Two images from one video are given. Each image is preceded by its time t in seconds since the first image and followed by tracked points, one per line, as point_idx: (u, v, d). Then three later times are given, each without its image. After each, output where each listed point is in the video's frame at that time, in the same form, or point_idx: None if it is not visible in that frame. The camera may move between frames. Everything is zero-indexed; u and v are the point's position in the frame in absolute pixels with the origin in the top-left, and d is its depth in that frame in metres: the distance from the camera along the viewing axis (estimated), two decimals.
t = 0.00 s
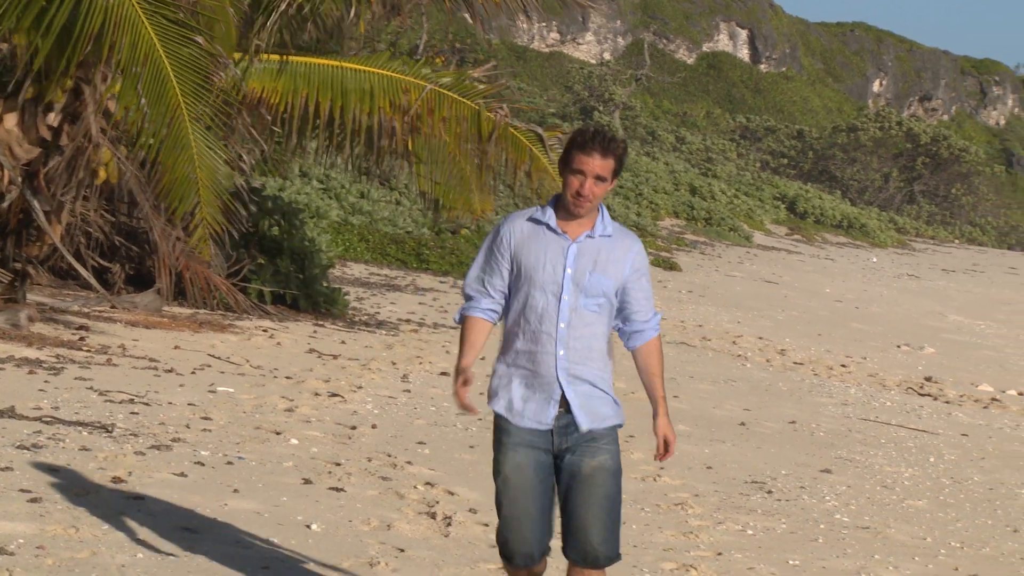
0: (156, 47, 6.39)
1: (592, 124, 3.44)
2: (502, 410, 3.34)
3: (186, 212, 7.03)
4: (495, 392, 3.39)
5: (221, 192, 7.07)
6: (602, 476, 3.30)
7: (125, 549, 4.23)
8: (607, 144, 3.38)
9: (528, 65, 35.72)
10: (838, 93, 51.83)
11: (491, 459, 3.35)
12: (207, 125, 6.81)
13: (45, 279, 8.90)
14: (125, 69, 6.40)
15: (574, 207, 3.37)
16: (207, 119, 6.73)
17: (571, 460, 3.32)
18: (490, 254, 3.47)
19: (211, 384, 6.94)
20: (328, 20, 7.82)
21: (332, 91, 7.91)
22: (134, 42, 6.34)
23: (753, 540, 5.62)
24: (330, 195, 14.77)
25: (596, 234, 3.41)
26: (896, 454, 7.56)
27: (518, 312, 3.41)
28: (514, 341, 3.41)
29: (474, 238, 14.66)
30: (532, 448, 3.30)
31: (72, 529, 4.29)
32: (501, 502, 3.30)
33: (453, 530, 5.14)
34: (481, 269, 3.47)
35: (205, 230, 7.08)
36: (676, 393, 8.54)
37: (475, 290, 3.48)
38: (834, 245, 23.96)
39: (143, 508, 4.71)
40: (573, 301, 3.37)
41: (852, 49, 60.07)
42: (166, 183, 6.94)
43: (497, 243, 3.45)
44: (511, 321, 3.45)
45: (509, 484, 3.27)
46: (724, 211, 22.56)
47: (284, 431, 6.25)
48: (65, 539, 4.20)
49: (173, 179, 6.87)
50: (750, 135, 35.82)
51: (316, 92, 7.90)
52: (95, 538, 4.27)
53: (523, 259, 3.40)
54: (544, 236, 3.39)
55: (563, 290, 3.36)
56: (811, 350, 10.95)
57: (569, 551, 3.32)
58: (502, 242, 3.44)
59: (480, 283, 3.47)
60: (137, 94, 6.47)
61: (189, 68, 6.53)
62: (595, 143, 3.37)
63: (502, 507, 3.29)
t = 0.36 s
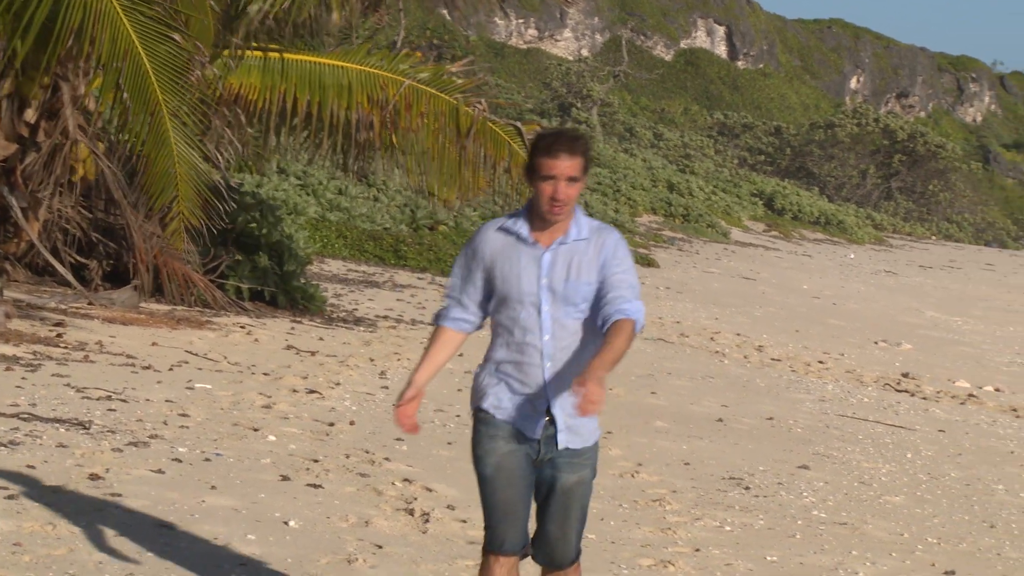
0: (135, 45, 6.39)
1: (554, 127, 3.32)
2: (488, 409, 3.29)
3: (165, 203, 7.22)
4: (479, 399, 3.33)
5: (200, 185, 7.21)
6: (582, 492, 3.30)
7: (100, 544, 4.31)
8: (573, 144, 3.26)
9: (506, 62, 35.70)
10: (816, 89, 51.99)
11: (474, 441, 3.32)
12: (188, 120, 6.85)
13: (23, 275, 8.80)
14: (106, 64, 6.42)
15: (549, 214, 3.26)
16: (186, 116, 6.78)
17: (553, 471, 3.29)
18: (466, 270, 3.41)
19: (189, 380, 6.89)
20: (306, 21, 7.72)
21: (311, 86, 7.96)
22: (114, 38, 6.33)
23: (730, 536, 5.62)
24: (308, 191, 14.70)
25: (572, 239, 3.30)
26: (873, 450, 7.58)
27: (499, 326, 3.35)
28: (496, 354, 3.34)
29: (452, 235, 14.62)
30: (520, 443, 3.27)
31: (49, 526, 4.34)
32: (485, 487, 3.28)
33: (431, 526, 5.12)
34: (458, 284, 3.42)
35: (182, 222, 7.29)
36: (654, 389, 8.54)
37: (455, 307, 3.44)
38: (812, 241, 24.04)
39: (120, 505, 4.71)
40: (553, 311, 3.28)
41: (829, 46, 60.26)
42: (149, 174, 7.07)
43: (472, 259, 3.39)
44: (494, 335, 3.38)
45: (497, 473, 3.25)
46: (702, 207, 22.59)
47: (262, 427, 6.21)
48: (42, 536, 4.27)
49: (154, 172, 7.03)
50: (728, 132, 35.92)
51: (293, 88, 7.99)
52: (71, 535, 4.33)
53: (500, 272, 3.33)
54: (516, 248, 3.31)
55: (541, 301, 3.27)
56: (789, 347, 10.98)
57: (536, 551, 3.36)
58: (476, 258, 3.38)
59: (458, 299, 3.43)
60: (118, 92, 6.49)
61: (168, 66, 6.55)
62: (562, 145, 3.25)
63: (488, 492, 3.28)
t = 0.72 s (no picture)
0: (115, 42, 6.30)
1: (483, 111, 3.29)
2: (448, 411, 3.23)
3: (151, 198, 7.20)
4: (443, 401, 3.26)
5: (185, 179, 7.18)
6: (557, 477, 3.22)
7: (79, 542, 4.28)
8: (509, 124, 3.23)
9: (485, 59, 35.62)
10: (795, 86, 52.12)
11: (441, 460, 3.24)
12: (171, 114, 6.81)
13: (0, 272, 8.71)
14: (86, 61, 6.33)
15: (498, 198, 3.19)
16: (168, 111, 6.69)
17: (524, 461, 3.22)
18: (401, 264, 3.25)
19: (168, 378, 6.84)
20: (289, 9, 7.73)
21: (290, 80, 7.85)
22: (94, 35, 6.23)
23: (710, 532, 5.61)
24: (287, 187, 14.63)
25: (523, 221, 3.24)
26: (852, 446, 7.60)
27: (456, 322, 3.25)
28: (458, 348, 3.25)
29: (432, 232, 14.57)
30: (486, 450, 3.20)
31: (28, 524, 4.32)
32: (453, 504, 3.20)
33: (411, 523, 5.10)
34: (386, 270, 3.25)
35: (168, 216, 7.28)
36: (634, 385, 8.54)
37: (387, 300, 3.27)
38: (791, 238, 24.10)
39: (99, 502, 4.68)
40: (516, 299, 3.21)
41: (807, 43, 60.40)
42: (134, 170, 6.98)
43: (409, 250, 3.25)
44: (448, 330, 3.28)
45: (465, 485, 3.18)
46: (681, 205, 22.62)
47: (242, 425, 6.17)
48: (21, 534, 4.24)
49: (138, 168, 6.98)
50: (707, 129, 35.97)
51: (274, 83, 7.88)
52: (50, 532, 4.31)
53: (453, 264, 3.22)
54: (467, 238, 3.21)
55: (503, 290, 3.19)
56: (768, 343, 10.99)
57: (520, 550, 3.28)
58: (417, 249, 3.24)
59: (386, 290, 3.25)
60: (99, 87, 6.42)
61: (150, 62, 6.47)
62: (499, 126, 3.21)
63: (457, 512, 3.20)
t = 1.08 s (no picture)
0: (95, 38, 6.43)
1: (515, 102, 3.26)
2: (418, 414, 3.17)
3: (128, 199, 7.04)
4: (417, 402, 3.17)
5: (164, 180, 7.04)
6: (521, 483, 3.14)
7: (59, 540, 4.25)
8: (535, 120, 3.20)
9: (467, 56, 35.53)
10: (776, 84, 52.20)
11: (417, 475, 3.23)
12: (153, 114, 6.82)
13: None
14: (67, 58, 6.48)
15: (510, 189, 3.14)
16: (149, 111, 6.73)
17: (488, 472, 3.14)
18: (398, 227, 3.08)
19: (149, 375, 6.79)
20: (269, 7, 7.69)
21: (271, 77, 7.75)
22: (75, 32, 6.40)
23: (691, 530, 5.61)
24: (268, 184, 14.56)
25: (523, 221, 3.23)
26: (834, 444, 7.61)
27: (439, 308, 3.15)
28: (440, 340, 3.15)
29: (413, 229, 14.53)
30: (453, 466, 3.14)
31: (7, 522, 4.28)
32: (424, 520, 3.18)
33: (392, 521, 5.07)
34: (382, 225, 3.06)
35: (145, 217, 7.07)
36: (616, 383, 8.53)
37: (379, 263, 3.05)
38: (772, 236, 24.15)
39: (80, 499, 4.65)
40: (507, 297, 3.16)
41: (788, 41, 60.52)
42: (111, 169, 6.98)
43: (407, 216, 3.10)
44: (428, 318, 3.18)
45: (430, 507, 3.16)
46: (663, 202, 22.63)
47: (224, 422, 6.13)
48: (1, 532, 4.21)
49: (116, 167, 6.89)
50: (688, 126, 36.01)
51: (254, 78, 7.75)
52: (30, 530, 4.27)
53: (450, 250, 3.13)
54: (471, 223, 3.15)
55: (498, 286, 3.14)
56: (750, 341, 11.00)
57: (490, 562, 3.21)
58: (416, 220, 3.10)
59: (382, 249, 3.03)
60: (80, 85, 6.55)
61: (131, 60, 6.59)
62: (523, 118, 3.17)
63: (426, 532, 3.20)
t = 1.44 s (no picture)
0: (78, 36, 6.59)
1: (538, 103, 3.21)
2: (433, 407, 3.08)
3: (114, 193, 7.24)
4: (432, 398, 3.09)
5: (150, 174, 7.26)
6: (530, 497, 3.16)
7: (38, 540, 4.22)
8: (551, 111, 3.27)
9: (446, 54, 35.42)
10: (755, 82, 52.27)
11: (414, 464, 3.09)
12: (136, 109, 6.98)
13: None
14: (52, 54, 6.64)
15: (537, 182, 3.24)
16: (133, 106, 6.89)
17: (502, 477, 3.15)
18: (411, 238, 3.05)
19: (128, 373, 6.74)
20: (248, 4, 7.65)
21: (251, 74, 7.73)
22: (58, 28, 6.55)
23: (670, 528, 5.60)
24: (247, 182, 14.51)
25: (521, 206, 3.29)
26: (812, 442, 7.62)
27: (457, 306, 3.12)
28: (458, 337, 3.13)
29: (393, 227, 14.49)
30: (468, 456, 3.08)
31: None
32: (430, 512, 3.04)
33: (372, 519, 5.05)
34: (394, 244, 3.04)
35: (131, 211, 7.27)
36: (595, 381, 8.52)
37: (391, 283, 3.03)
38: (751, 234, 24.18)
39: (58, 498, 4.62)
40: (521, 285, 3.21)
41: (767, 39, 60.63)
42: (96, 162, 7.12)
43: (418, 228, 3.06)
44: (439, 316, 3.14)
45: (446, 494, 3.02)
46: (642, 200, 22.63)
47: (203, 420, 6.09)
48: None
49: (103, 163, 7.07)
50: (667, 124, 36.07)
51: (234, 77, 7.73)
52: (8, 530, 4.24)
53: (463, 247, 3.12)
54: (481, 217, 3.15)
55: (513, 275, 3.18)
56: (729, 339, 11.01)
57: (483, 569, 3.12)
58: (429, 227, 3.07)
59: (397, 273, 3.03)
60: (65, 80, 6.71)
61: (112, 56, 6.73)
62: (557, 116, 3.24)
63: (432, 519, 3.04)
